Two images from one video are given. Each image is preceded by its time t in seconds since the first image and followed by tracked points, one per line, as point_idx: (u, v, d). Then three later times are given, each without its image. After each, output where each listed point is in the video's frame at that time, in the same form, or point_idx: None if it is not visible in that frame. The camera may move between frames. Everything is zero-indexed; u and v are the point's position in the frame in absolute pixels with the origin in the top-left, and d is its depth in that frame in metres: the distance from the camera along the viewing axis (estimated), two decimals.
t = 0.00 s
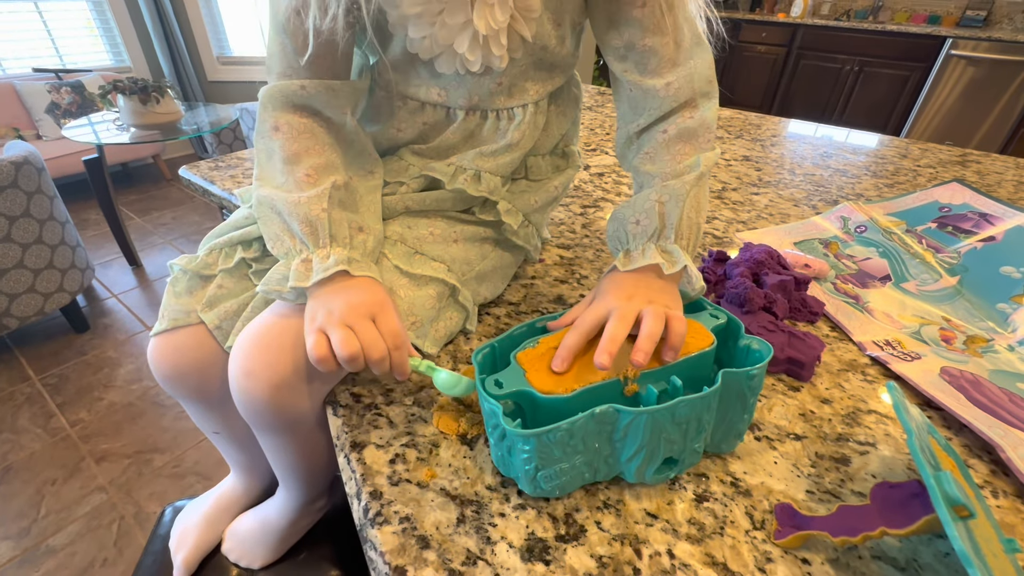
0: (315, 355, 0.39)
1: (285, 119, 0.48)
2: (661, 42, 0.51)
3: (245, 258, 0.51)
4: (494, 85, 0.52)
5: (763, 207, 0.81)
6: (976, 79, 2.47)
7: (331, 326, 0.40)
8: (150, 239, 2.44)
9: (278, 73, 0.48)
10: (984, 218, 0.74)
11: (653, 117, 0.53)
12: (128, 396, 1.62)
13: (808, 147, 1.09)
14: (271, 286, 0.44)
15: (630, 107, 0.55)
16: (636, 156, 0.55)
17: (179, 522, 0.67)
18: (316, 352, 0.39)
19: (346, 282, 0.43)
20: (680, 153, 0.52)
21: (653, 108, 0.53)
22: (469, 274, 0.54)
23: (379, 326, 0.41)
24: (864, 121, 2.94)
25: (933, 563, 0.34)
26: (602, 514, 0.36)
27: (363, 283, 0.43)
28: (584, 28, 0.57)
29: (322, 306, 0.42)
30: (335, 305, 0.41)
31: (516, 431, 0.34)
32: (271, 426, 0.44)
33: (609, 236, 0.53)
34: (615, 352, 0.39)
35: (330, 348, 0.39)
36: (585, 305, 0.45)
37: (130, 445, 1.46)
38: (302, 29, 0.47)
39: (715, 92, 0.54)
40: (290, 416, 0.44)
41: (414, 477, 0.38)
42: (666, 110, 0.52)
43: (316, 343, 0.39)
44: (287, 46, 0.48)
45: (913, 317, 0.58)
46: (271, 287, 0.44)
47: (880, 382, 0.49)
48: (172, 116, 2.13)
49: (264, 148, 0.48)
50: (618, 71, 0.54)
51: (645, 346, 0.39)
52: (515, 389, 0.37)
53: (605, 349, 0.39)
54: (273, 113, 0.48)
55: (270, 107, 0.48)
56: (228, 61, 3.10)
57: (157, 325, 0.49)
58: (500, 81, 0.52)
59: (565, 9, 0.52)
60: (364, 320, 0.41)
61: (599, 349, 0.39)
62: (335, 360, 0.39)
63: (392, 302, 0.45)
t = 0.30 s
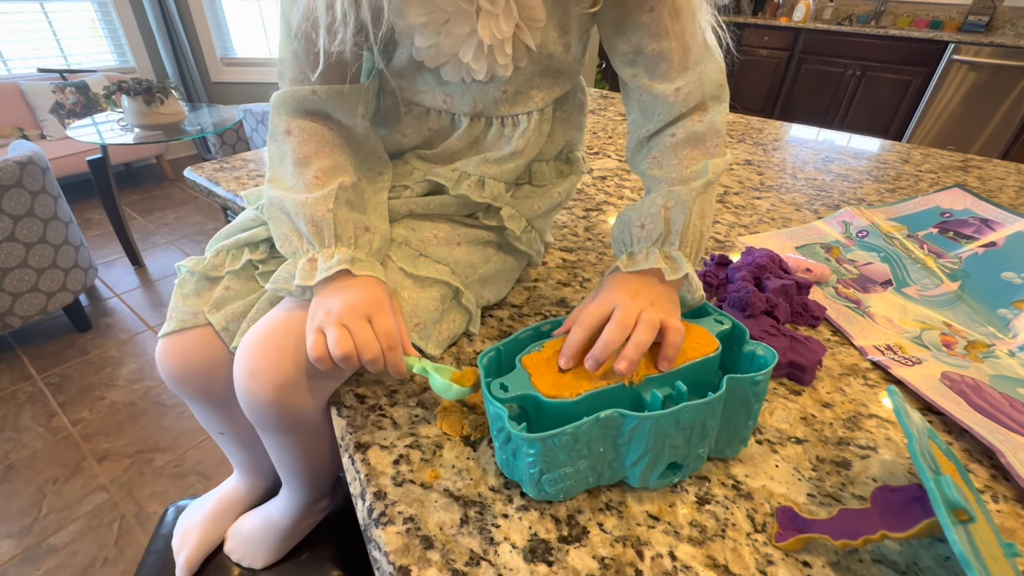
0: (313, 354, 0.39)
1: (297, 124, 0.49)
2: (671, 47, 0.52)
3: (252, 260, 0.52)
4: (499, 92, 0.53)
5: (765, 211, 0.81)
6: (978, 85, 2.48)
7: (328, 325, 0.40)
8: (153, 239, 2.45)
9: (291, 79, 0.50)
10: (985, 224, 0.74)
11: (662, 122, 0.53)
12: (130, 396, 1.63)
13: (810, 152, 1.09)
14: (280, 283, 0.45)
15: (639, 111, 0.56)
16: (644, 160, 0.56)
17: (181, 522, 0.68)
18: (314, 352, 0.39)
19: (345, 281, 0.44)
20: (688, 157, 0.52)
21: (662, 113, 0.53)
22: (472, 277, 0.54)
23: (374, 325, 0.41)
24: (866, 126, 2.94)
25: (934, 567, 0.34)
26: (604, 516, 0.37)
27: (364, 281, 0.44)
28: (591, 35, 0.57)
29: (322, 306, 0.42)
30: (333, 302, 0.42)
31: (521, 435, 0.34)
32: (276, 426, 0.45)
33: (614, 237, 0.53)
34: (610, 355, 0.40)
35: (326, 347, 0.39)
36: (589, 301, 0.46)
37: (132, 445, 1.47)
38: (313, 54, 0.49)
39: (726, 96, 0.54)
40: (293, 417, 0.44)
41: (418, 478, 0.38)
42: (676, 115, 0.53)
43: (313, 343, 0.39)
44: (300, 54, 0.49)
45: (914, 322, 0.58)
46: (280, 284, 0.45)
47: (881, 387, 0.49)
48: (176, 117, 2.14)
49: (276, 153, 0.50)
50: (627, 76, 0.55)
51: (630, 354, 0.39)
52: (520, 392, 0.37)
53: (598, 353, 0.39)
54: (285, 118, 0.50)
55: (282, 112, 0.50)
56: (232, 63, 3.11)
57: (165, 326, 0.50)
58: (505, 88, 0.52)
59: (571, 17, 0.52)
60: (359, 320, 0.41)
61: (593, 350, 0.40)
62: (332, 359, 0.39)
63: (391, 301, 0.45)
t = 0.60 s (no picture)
0: (322, 361, 0.40)
1: (306, 131, 0.50)
2: (677, 55, 0.52)
3: (258, 264, 0.52)
4: (504, 100, 0.53)
5: (766, 217, 0.82)
6: (979, 89, 2.49)
7: (338, 332, 0.41)
8: (155, 240, 2.46)
9: (300, 86, 0.50)
10: (985, 230, 0.74)
11: (669, 129, 0.54)
12: (132, 397, 1.63)
13: (811, 157, 1.09)
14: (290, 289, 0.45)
15: (645, 117, 0.56)
16: (652, 167, 0.56)
17: (184, 522, 0.68)
18: (324, 359, 0.40)
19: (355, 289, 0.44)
20: (695, 165, 0.53)
21: (669, 121, 0.54)
22: (476, 282, 0.54)
23: (382, 334, 0.42)
24: (867, 131, 2.94)
25: (932, 572, 0.35)
26: (607, 518, 0.37)
27: (374, 290, 0.44)
28: (596, 42, 0.58)
29: (332, 313, 0.43)
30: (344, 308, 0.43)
31: (526, 426, 0.35)
32: (281, 429, 0.45)
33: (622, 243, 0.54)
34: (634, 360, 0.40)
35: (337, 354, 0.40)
36: (609, 303, 0.47)
37: (133, 445, 1.47)
38: (321, 68, 0.50)
39: (732, 103, 0.55)
40: (299, 420, 0.45)
41: (423, 480, 0.39)
42: (683, 122, 0.53)
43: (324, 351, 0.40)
44: (309, 63, 0.50)
45: (913, 328, 0.59)
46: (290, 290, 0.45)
47: (880, 393, 0.50)
48: (180, 119, 2.15)
49: (286, 160, 0.51)
50: (633, 83, 0.56)
51: (649, 362, 0.39)
52: (528, 386, 0.38)
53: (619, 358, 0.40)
54: (295, 125, 0.50)
55: (291, 119, 0.50)
56: (235, 65, 3.11)
57: (171, 328, 0.50)
58: (510, 96, 0.53)
59: (575, 25, 0.53)
60: (367, 328, 0.41)
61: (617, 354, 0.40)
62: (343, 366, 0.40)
63: (400, 309, 0.45)
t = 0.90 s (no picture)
0: (333, 363, 0.40)
1: (316, 136, 0.51)
2: (687, 57, 0.53)
3: (266, 266, 0.53)
4: (511, 103, 0.54)
5: (768, 221, 0.82)
6: (979, 94, 2.50)
7: (348, 334, 0.41)
8: (157, 241, 2.46)
9: (310, 90, 0.52)
10: (985, 235, 0.75)
11: (680, 131, 0.54)
12: (133, 398, 1.63)
13: (812, 161, 1.10)
14: (300, 290, 0.46)
15: (655, 120, 0.56)
16: (663, 170, 0.56)
17: (188, 523, 0.68)
18: (334, 360, 0.40)
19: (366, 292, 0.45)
20: (708, 164, 0.53)
21: (680, 123, 0.54)
22: (482, 285, 0.55)
23: (392, 335, 0.42)
24: (867, 134, 2.95)
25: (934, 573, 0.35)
26: (612, 520, 0.37)
27: (383, 292, 0.45)
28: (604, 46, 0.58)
29: (341, 315, 0.43)
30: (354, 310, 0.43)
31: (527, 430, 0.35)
32: (288, 431, 0.45)
33: (638, 244, 0.54)
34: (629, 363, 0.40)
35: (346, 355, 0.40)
36: (616, 305, 0.47)
37: (135, 446, 1.47)
38: (331, 78, 0.52)
39: (743, 104, 0.55)
40: (306, 422, 0.45)
41: (429, 481, 0.39)
42: (695, 124, 0.53)
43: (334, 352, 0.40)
44: (318, 67, 0.51)
45: (915, 332, 0.59)
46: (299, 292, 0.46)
47: (883, 396, 0.50)
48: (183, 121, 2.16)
49: (295, 164, 0.51)
50: (644, 85, 0.56)
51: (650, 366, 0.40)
52: (530, 389, 0.38)
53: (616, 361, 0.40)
54: (305, 130, 0.51)
55: (301, 124, 0.52)
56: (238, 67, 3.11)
57: (179, 329, 0.51)
58: (517, 100, 0.53)
59: (583, 30, 0.53)
60: (377, 330, 0.42)
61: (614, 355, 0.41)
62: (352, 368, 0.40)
63: (409, 311, 0.45)
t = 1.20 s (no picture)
0: (341, 358, 0.40)
1: (325, 136, 0.52)
2: (695, 56, 0.53)
3: (277, 264, 0.53)
4: (518, 104, 0.54)
5: (771, 223, 0.83)
6: (977, 97, 2.51)
7: (357, 330, 0.42)
8: (157, 243, 2.46)
9: (319, 91, 0.52)
10: (987, 237, 0.75)
11: (689, 130, 0.54)
12: (134, 400, 1.63)
13: (814, 164, 1.10)
14: (308, 286, 0.46)
15: (665, 118, 0.57)
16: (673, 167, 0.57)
17: (192, 526, 0.68)
18: (343, 356, 0.41)
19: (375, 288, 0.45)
20: (717, 159, 0.53)
21: (689, 121, 0.54)
22: (489, 285, 0.55)
23: (401, 333, 0.42)
24: (866, 137, 2.95)
25: (942, 572, 0.35)
26: (620, 518, 0.38)
27: (392, 289, 0.45)
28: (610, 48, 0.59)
29: (351, 312, 0.43)
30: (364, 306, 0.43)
31: (539, 434, 0.35)
32: (297, 429, 0.45)
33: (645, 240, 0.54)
34: (641, 366, 0.41)
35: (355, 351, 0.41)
36: (620, 307, 0.47)
37: (136, 448, 1.47)
38: (341, 79, 0.52)
39: (752, 101, 0.55)
40: (315, 420, 0.45)
41: (438, 480, 0.40)
42: (704, 122, 0.54)
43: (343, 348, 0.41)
44: (328, 68, 0.51)
45: (918, 333, 0.60)
46: (309, 289, 0.46)
47: (888, 396, 0.51)
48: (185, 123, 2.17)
49: (305, 163, 0.52)
50: (653, 85, 0.56)
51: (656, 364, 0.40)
52: (540, 393, 0.38)
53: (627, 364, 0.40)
54: (315, 130, 0.52)
55: (311, 123, 0.52)
56: (239, 70, 3.12)
57: (190, 325, 0.51)
58: (524, 100, 0.54)
59: (589, 31, 0.53)
60: (386, 327, 0.42)
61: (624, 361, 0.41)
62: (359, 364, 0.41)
63: (418, 308, 0.46)
